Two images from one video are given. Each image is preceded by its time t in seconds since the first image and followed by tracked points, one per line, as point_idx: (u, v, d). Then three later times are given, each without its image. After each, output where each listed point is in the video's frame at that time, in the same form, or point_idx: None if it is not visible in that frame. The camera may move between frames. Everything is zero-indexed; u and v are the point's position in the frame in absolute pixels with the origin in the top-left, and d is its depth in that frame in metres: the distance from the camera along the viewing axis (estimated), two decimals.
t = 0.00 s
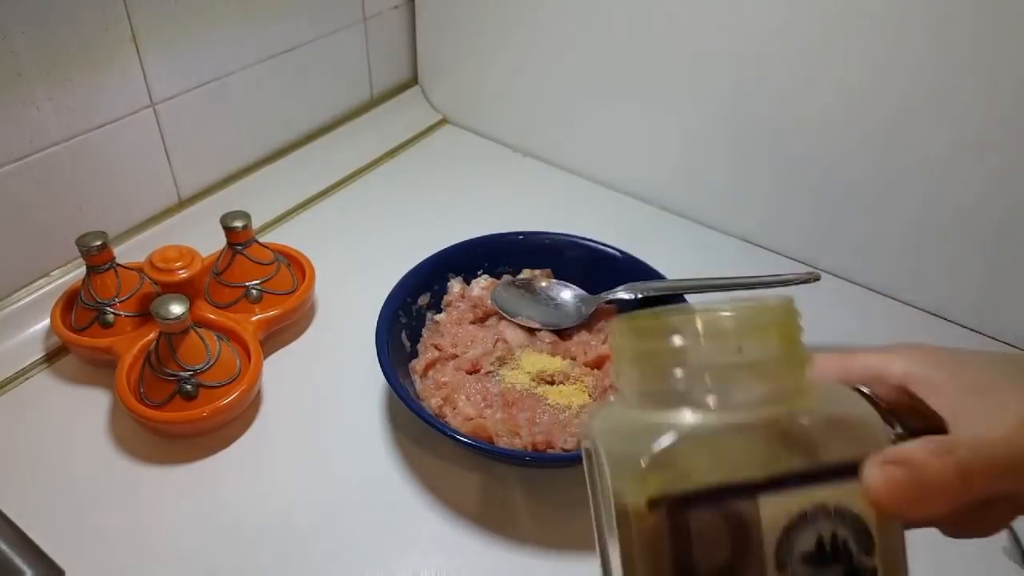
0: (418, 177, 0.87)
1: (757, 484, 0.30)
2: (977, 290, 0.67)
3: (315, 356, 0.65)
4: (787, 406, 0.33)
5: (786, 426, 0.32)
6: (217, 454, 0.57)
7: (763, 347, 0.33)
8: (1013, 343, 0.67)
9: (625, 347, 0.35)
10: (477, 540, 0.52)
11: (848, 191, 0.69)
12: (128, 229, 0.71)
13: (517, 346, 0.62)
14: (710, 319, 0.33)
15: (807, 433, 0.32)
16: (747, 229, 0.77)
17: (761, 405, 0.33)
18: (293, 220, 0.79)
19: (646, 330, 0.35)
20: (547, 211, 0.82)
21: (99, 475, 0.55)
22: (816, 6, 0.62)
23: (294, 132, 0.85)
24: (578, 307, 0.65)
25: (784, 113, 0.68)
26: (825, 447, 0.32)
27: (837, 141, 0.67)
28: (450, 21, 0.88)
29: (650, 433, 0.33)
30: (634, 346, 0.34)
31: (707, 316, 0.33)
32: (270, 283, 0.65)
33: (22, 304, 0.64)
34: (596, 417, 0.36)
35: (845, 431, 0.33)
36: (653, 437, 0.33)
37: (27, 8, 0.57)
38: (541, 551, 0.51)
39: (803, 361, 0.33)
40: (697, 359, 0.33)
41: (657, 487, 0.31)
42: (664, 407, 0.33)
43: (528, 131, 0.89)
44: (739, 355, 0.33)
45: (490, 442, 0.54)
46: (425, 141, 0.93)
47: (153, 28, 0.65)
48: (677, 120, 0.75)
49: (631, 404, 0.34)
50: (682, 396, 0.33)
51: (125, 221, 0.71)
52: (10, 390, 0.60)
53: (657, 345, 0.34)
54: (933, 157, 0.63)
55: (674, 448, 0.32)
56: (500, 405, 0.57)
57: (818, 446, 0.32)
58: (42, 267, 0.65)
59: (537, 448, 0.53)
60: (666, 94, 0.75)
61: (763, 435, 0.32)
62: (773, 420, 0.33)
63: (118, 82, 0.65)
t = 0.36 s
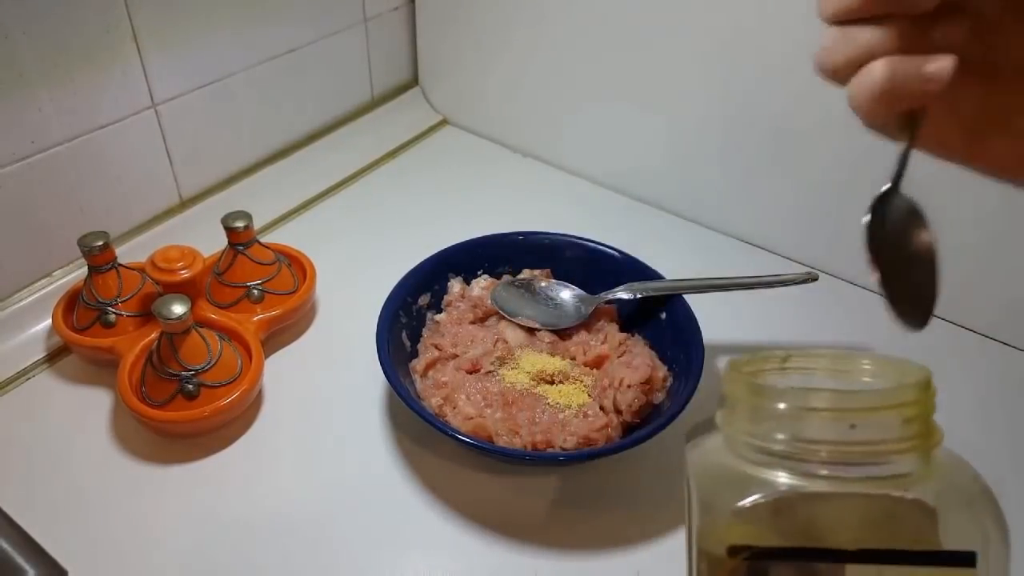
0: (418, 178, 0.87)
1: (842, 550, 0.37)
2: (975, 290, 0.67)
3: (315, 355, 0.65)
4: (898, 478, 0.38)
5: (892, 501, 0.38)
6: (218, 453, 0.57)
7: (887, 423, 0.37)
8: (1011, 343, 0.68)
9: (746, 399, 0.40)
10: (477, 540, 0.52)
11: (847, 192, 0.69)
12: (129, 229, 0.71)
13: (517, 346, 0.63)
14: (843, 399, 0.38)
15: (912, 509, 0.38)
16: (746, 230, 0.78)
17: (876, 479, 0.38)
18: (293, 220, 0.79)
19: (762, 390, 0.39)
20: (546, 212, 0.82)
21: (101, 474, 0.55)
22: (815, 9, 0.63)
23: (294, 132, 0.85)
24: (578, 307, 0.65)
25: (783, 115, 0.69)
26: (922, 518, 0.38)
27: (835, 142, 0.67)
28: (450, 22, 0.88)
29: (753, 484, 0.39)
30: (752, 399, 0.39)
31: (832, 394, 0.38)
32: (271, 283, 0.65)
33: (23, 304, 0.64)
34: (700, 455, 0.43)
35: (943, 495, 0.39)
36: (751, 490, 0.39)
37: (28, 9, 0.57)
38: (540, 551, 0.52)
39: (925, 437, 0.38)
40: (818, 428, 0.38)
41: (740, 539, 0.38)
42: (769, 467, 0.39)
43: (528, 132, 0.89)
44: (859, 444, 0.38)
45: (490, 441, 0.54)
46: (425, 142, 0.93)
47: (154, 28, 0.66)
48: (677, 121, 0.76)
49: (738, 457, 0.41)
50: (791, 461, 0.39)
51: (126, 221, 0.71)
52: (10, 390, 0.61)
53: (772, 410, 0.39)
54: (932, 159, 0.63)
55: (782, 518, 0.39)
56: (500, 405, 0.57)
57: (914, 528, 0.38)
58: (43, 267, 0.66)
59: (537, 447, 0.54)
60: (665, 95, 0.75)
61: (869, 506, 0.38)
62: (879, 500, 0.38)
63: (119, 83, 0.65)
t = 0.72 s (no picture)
0: (418, 178, 0.87)
1: (823, 556, 0.37)
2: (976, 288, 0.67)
3: (316, 355, 0.65)
4: (882, 482, 0.38)
5: (874, 506, 0.38)
6: (218, 453, 0.57)
7: (866, 430, 0.36)
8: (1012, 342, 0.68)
9: (723, 407, 0.38)
10: (476, 539, 0.52)
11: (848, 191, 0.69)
12: (129, 229, 0.71)
13: (517, 345, 0.63)
14: (823, 406, 0.36)
15: (893, 513, 0.38)
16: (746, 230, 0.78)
17: (861, 485, 0.37)
18: (294, 220, 0.79)
19: (743, 398, 0.38)
20: (546, 212, 0.83)
21: (101, 474, 0.55)
22: (815, 8, 0.63)
23: (294, 132, 0.85)
24: (578, 307, 0.65)
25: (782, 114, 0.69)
26: (904, 525, 0.38)
27: (835, 141, 0.68)
28: (450, 23, 0.89)
29: (733, 493, 0.39)
30: (731, 408, 0.38)
31: (813, 399, 0.37)
32: (271, 283, 0.65)
33: (23, 304, 0.64)
34: (685, 461, 0.42)
35: (927, 501, 0.39)
36: (734, 497, 0.39)
37: (29, 9, 0.57)
38: (541, 550, 0.52)
39: (908, 440, 0.37)
40: (795, 436, 0.37)
41: (721, 548, 0.38)
42: (750, 474, 0.38)
43: (528, 132, 0.89)
44: (841, 453, 0.36)
45: (490, 440, 0.54)
46: (425, 142, 0.93)
47: (154, 28, 0.66)
48: (677, 121, 0.76)
49: (717, 464, 0.40)
50: (774, 470, 0.38)
51: (127, 221, 0.71)
52: (10, 390, 0.61)
53: (752, 417, 0.37)
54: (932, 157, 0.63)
55: (763, 525, 0.38)
56: (500, 405, 0.57)
57: (898, 533, 0.38)
58: (43, 267, 0.66)
59: (536, 447, 0.54)
60: (665, 95, 0.75)
61: (849, 513, 0.38)
62: (862, 506, 0.38)
63: (120, 83, 0.65)
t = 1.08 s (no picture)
0: (418, 178, 0.87)
1: (806, 558, 0.37)
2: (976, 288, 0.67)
3: (316, 355, 0.65)
4: (866, 480, 0.38)
5: (860, 506, 0.38)
6: (218, 453, 0.57)
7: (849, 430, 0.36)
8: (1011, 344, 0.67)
9: (709, 409, 0.38)
10: (476, 540, 0.52)
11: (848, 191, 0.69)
12: (129, 229, 0.71)
13: (516, 345, 0.63)
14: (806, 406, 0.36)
15: (878, 512, 0.38)
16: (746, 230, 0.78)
17: (843, 485, 0.37)
18: (294, 220, 0.79)
19: (728, 399, 0.37)
20: (546, 212, 0.83)
21: (101, 474, 0.55)
22: (815, 8, 0.63)
23: (295, 132, 0.85)
24: (578, 307, 0.65)
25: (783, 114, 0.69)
26: (889, 524, 0.38)
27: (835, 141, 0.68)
28: (450, 23, 0.89)
29: (719, 494, 0.38)
30: (718, 410, 0.38)
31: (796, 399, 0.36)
32: (271, 283, 0.65)
33: (23, 305, 0.64)
34: (673, 462, 0.41)
35: (913, 499, 0.38)
36: (722, 498, 0.38)
37: (29, 9, 0.57)
38: (541, 551, 0.52)
39: (890, 439, 0.37)
40: (782, 435, 0.36)
41: (708, 548, 0.38)
42: (736, 475, 0.38)
43: (528, 132, 0.89)
44: (826, 452, 0.36)
45: (490, 440, 0.54)
46: (425, 142, 0.93)
47: (154, 28, 0.66)
48: (677, 121, 0.76)
49: (702, 466, 0.39)
50: (759, 471, 0.37)
51: (127, 221, 0.71)
52: (11, 390, 0.61)
53: (738, 419, 0.37)
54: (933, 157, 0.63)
55: (749, 525, 0.38)
56: (499, 405, 0.57)
57: (883, 532, 0.38)
58: (43, 267, 0.66)
59: (536, 447, 0.54)
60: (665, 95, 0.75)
61: (833, 513, 0.38)
62: (845, 506, 0.38)
63: (119, 83, 0.65)
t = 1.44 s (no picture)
0: (418, 178, 0.87)
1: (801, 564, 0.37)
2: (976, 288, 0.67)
3: (316, 355, 0.65)
4: (861, 485, 0.38)
5: (854, 510, 0.38)
6: (218, 453, 0.57)
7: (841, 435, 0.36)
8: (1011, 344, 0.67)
9: (700, 415, 0.38)
10: (476, 540, 0.52)
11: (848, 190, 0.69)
12: (129, 229, 0.71)
13: (516, 345, 0.63)
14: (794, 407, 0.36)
15: (873, 517, 0.38)
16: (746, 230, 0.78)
17: (837, 490, 0.37)
18: (294, 220, 0.79)
19: (722, 403, 0.37)
20: (546, 212, 0.83)
21: (100, 474, 0.55)
22: (815, 8, 0.63)
23: (294, 132, 0.85)
24: (578, 307, 0.65)
25: (782, 115, 0.69)
26: (882, 527, 0.38)
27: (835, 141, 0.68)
28: (450, 23, 0.89)
29: (713, 498, 0.38)
30: (708, 415, 0.38)
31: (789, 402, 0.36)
32: (271, 283, 0.65)
33: (23, 304, 0.64)
34: (668, 468, 0.41)
35: (906, 504, 0.39)
36: (716, 505, 0.38)
37: (29, 9, 0.57)
38: (541, 551, 0.52)
39: (883, 442, 0.37)
40: (774, 440, 0.36)
41: (699, 553, 0.38)
42: (731, 481, 0.38)
43: (528, 131, 0.89)
44: (818, 457, 0.36)
45: (490, 440, 0.54)
46: (425, 142, 0.93)
47: (154, 28, 0.66)
48: (677, 121, 0.76)
49: (696, 472, 0.39)
50: (753, 476, 0.37)
51: (127, 221, 0.71)
52: (10, 390, 0.61)
53: (730, 424, 0.37)
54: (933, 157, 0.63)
55: (743, 531, 0.38)
56: (499, 405, 0.57)
57: (877, 536, 0.38)
58: (43, 267, 0.66)
59: (536, 447, 0.54)
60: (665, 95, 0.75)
61: (828, 518, 0.38)
62: (840, 511, 0.38)
63: (119, 83, 0.65)
